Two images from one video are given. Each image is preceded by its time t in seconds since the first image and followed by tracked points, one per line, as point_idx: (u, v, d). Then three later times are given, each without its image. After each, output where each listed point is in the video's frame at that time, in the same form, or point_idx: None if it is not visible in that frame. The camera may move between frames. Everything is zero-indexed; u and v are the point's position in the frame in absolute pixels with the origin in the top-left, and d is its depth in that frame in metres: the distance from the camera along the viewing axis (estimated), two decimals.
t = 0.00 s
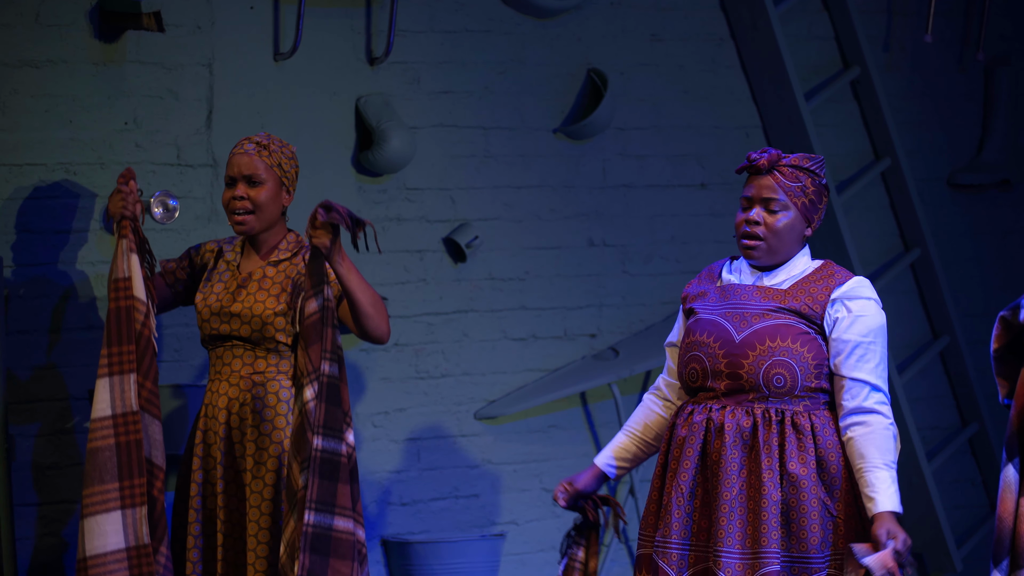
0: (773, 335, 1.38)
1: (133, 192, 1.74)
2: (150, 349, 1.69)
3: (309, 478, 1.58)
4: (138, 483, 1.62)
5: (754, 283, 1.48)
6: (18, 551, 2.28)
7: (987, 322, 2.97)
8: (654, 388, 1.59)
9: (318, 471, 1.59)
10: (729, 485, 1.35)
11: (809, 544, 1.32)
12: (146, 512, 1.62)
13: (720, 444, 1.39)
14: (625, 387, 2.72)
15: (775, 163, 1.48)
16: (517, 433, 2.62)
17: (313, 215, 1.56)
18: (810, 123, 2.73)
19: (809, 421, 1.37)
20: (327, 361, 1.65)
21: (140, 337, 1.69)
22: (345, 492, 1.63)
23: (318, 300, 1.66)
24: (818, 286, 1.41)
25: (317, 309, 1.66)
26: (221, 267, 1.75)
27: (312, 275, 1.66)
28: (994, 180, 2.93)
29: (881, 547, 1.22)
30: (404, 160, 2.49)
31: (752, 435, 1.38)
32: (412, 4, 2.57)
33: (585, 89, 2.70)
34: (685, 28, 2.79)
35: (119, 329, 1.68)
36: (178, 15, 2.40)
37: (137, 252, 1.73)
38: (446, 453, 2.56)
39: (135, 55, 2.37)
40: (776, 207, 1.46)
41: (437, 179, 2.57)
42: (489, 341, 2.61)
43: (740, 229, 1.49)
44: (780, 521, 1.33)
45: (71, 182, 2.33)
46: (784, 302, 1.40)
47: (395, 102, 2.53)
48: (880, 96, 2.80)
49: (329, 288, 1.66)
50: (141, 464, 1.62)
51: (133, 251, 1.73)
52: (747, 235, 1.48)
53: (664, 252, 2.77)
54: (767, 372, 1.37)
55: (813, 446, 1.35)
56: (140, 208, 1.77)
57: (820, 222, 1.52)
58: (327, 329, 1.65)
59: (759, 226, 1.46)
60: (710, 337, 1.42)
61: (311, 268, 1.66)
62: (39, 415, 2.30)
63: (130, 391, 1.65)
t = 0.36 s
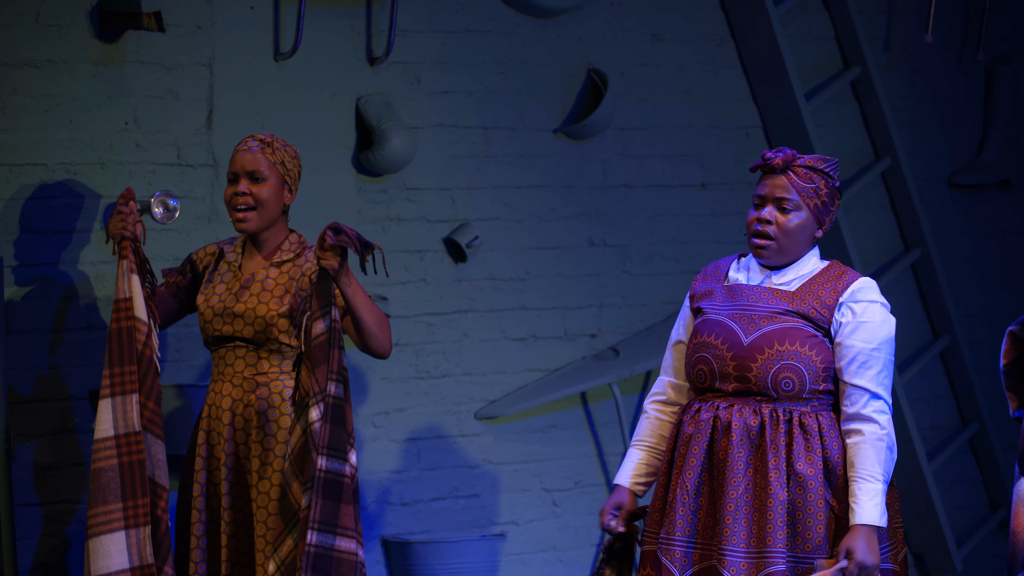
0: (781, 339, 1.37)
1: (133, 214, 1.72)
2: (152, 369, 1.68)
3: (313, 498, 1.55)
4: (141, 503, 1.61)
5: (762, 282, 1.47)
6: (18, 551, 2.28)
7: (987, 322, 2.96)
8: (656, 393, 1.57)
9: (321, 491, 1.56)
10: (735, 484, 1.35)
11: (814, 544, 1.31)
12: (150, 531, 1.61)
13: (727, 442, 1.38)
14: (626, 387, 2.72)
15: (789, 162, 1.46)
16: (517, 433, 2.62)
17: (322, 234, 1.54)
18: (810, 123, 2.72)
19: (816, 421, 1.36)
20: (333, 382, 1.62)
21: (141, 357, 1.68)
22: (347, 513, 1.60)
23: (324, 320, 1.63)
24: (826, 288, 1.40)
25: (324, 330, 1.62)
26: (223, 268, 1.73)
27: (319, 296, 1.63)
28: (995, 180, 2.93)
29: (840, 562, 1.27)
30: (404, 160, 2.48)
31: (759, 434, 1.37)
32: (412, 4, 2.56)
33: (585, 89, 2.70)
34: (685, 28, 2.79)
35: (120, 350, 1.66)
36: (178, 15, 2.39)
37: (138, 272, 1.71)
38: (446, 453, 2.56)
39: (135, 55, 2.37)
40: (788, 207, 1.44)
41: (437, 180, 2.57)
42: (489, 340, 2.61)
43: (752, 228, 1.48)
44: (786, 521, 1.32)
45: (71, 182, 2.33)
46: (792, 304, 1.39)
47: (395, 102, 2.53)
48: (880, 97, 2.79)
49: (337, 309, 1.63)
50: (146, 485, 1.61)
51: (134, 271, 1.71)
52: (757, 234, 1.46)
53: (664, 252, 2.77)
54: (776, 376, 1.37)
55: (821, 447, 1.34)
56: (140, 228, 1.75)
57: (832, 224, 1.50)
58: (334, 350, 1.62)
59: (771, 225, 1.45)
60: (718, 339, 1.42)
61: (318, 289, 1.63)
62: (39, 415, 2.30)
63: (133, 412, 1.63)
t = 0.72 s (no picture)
0: (793, 340, 1.36)
1: (129, 230, 1.73)
2: (150, 382, 1.68)
3: (317, 512, 1.54)
4: (142, 518, 1.61)
5: (774, 281, 1.46)
6: (19, 551, 2.28)
7: (987, 322, 2.97)
8: (666, 387, 1.57)
9: (327, 505, 1.56)
10: (746, 484, 1.35)
11: (825, 544, 1.30)
12: (152, 545, 1.61)
13: (739, 442, 1.38)
14: (626, 387, 2.72)
15: (806, 163, 1.46)
16: (517, 433, 2.62)
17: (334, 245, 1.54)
18: (811, 123, 2.72)
19: (827, 422, 1.36)
20: (339, 398, 1.62)
21: (139, 371, 1.67)
22: (349, 527, 1.59)
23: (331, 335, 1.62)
24: (840, 290, 1.39)
25: (330, 344, 1.61)
26: (223, 268, 1.72)
27: (326, 310, 1.62)
28: (995, 180, 2.93)
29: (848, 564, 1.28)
30: (405, 160, 2.48)
31: (771, 434, 1.37)
32: (412, 4, 2.56)
33: (585, 89, 2.70)
34: (685, 28, 2.79)
35: (118, 362, 1.66)
36: (178, 15, 2.39)
37: (134, 287, 1.71)
38: (446, 453, 2.56)
39: (135, 55, 2.36)
40: (802, 207, 1.44)
41: (437, 179, 2.57)
42: (489, 341, 2.61)
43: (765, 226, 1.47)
44: (797, 522, 1.32)
45: (71, 183, 2.33)
46: (805, 304, 1.38)
47: (395, 102, 2.53)
48: (880, 97, 2.80)
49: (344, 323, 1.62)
50: (145, 499, 1.61)
51: (130, 287, 1.71)
52: (771, 234, 1.46)
53: (664, 252, 2.77)
54: (788, 378, 1.36)
55: (831, 447, 1.34)
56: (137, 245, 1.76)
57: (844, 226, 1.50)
58: (342, 365, 1.61)
59: (785, 226, 1.44)
60: (730, 339, 1.41)
61: (324, 304, 1.61)
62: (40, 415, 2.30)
63: (131, 426, 1.63)
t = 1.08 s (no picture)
0: (807, 346, 1.35)
1: (127, 243, 1.72)
2: (149, 395, 1.67)
3: (319, 522, 1.55)
4: (143, 531, 1.60)
5: (790, 285, 1.45)
6: (19, 550, 2.28)
7: (988, 322, 2.97)
8: (685, 389, 1.56)
9: (327, 515, 1.56)
10: (757, 490, 1.34)
11: (838, 551, 1.30)
12: (154, 558, 1.60)
13: (751, 447, 1.38)
14: (626, 387, 2.72)
15: (820, 163, 1.44)
16: (518, 433, 2.62)
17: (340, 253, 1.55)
18: (811, 123, 2.72)
19: (841, 427, 1.35)
20: (340, 407, 1.61)
21: (137, 385, 1.66)
22: (348, 537, 1.59)
23: (332, 345, 1.61)
24: (855, 295, 1.37)
25: (332, 354, 1.61)
26: (223, 267, 1.72)
27: (326, 321, 1.61)
28: (995, 180, 2.93)
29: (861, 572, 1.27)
30: (405, 160, 2.48)
31: (783, 441, 1.36)
32: (412, 4, 2.56)
33: (585, 89, 2.70)
34: (685, 28, 2.79)
35: (116, 377, 1.65)
36: (179, 15, 2.39)
37: (132, 301, 1.70)
38: (446, 454, 2.56)
39: (136, 55, 2.37)
40: (817, 208, 1.42)
41: (437, 179, 2.57)
42: (489, 341, 2.61)
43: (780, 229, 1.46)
44: (810, 528, 1.31)
45: (72, 183, 2.33)
46: (819, 310, 1.37)
47: (395, 102, 2.53)
48: (880, 97, 2.80)
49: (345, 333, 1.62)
50: (146, 513, 1.60)
51: (128, 300, 1.70)
52: (786, 236, 1.45)
53: (664, 252, 2.77)
54: (800, 384, 1.35)
55: (845, 453, 1.33)
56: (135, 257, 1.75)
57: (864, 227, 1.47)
58: (343, 376, 1.60)
59: (799, 227, 1.43)
60: (744, 343, 1.41)
61: (326, 314, 1.61)
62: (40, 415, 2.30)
63: (131, 440, 1.62)
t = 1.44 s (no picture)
0: (818, 350, 1.35)
1: (125, 262, 1.71)
2: (150, 415, 1.68)
3: (320, 544, 1.56)
4: (146, 551, 1.63)
5: (804, 287, 1.44)
6: (19, 550, 2.28)
7: (989, 322, 2.97)
8: (701, 390, 1.55)
9: (328, 537, 1.57)
10: (767, 492, 1.35)
11: (847, 553, 1.31)
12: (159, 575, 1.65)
13: (762, 450, 1.38)
14: (626, 387, 2.72)
15: (827, 164, 1.44)
16: (518, 433, 2.62)
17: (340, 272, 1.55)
18: (811, 123, 2.72)
19: (852, 430, 1.34)
20: (341, 428, 1.61)
21: (137, 405, 1.68)
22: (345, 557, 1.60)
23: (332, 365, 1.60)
24: (867, 297, 1.36)
25: (331, 375, 1.60)
26: (223, 267, 1.71)
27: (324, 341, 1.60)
28: (995, 180, 2.93)
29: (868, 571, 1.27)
30: (405, 160, 2.48)
31: (794, 444, 1.36)
32: (412, 5, 2.56)
33: (585, 89, 2.70)
34: (685, 28, 2.79)
35: (117, 400, 1.67)
36: (179, 15, 2.39)
37: (131, 321, 1.71)
38: (445, 454, 2.56)
39: (136, 55, 2.37)
40: (826, 208, 1.42)
41: (437, 180, 2.57)
42: (489, 341, 2.61)
43: (791, 232, 1.45)
44: (820, 531, 1.32)
45: (72, 184, 2.33)
46: (830, 313, 1.37)
47: (395, 102, 2.53)
48: (880, 97, 2.80)
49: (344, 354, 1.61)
50: (149, 532, 1.64)
51: (127, 321, 1.70)
52: (797, 238, 1.44)
53: (664, 252, 2.77)
54: (811, 387, 1.35)
55: (856, 456, 1.33)
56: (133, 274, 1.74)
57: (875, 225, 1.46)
58: (343, 397, 1.60)
59: (809, 229, 1.43)
60: (755, 345, 1.41)
61: (325, 334, 1.60)
62: (40, 415, 2.30)
63: (132, 461, 1.65)
